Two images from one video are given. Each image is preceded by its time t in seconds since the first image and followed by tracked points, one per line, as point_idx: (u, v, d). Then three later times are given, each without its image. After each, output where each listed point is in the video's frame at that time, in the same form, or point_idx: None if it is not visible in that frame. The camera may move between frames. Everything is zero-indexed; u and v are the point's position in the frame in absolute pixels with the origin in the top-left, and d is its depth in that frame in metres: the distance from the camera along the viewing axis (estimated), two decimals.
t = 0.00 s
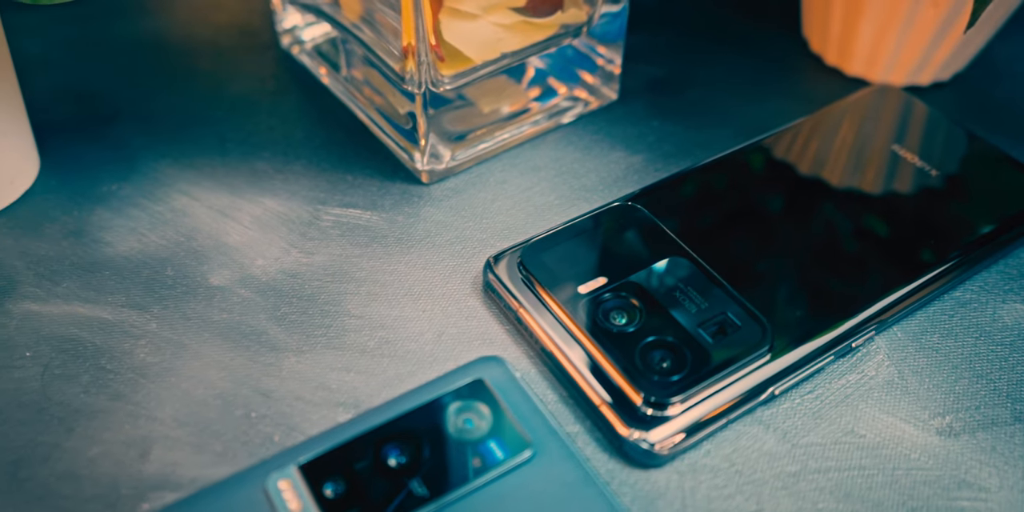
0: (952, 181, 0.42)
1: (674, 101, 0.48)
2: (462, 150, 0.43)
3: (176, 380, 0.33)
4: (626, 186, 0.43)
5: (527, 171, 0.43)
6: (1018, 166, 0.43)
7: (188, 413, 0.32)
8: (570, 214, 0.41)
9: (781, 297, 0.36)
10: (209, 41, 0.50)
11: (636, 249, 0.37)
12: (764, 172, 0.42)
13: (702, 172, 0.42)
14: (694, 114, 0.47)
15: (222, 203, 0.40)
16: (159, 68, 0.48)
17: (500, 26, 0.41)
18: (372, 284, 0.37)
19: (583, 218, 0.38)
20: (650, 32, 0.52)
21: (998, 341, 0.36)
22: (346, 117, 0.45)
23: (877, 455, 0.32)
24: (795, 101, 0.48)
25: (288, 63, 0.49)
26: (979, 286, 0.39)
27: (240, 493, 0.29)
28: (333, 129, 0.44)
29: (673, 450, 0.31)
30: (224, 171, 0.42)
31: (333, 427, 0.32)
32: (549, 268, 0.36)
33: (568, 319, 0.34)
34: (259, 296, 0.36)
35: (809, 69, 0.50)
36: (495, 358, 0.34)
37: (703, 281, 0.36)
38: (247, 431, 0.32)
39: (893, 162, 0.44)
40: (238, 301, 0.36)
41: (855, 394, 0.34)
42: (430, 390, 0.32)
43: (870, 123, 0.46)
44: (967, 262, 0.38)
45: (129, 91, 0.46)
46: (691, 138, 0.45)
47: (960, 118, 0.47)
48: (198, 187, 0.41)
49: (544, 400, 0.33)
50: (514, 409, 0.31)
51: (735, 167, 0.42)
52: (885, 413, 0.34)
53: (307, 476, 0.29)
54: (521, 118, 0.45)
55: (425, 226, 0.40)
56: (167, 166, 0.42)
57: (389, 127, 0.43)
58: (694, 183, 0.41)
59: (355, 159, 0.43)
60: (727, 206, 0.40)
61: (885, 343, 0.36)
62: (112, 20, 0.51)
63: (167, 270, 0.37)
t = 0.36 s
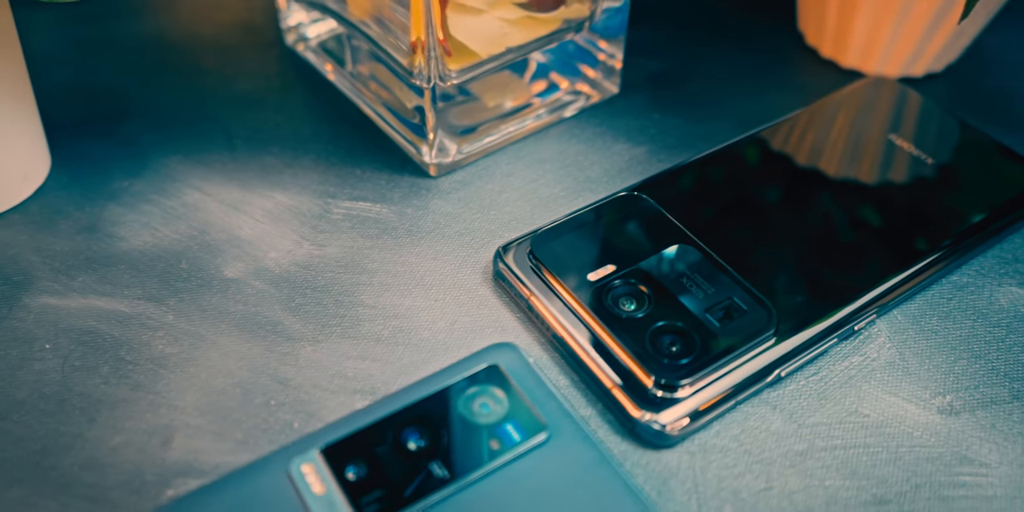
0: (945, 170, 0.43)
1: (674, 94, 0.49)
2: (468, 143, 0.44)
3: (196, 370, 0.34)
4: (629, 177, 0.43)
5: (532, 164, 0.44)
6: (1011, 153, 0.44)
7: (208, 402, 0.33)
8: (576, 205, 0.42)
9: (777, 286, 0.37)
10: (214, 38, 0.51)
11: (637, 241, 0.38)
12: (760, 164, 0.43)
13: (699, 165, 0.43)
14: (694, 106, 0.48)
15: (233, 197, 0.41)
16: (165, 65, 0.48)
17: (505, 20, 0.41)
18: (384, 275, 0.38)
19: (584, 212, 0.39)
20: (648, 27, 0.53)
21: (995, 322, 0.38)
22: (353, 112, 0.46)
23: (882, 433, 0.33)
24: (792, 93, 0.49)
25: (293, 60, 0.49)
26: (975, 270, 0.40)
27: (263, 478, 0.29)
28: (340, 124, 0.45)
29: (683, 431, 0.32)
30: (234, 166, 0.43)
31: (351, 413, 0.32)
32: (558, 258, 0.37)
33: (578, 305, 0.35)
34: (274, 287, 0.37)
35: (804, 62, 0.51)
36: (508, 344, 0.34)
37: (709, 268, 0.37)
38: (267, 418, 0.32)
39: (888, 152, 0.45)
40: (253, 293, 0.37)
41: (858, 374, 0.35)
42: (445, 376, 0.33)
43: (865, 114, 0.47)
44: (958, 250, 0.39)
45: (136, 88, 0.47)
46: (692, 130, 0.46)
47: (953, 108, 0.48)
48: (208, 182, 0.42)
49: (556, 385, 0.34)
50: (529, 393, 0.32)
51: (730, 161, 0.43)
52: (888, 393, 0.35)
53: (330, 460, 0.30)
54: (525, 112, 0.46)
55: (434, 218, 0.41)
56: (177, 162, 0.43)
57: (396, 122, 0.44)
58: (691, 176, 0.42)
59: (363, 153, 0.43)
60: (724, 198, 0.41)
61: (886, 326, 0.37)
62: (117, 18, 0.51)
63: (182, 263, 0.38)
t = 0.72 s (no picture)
0: (937, 159, 0.44)
1: (673, 87, 0.49)
2: (473, 138, 0.44)
3: (213, 361, 0.34)
4: (632, 168, 0.44)
5: (536, 157, 0.45)
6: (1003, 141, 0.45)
7: (227, 392, 0.33)
8: (580, 196, 0.42)
9: (777, 274, 0.37)
10: (218, 36, 0.51)
11: (637, 233, 0.39)
12: (754, 157, 0.44)
13: (695, 157, 0.43)
14: (693, 99, 0.49)
15: (243, 193, 0.41)
16: (170, 64, 0.49)
17: (509, 16, 0.42)
18: (395, 266, 0.38)
19: (584, 205, 0.39)
20: (646, 22, 0.54)
21: (991, 305, 0.39)
22: (358, 107, 0.46)
23: (884, 412, 0.34)
24: (788, 85, 0.50)
25: (297, 57, 0.50)
26: (971, 254, 0.41)
27: (285, 464, 0.30)
28: (346, 120, 0.46)
29: (692, 414, 0.33)
30: (242, 162, 0.43)
31: (368, 401, 0.33)
32: (566, 248, 0.37)
33: (587, 292, 0.36)
34: (287, 280, 0.37)
35: (799, 55, 0.52)
36: (520, 332, 0.35)
37: (714, 255, 0.38)
38: (285, 407, 0.33)
39: (883, 141, 0.46)
40: (266, 285, 0.37)
41: (861, 356, 0.36)
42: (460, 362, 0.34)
43: (859, 105, 0.48)
44: (950, 238, 0.40)
45: (142, 87, 0.47)
46: (691, 122, 0.47)
47: (945, 98, 0.50)
48: (217, 178, 0.42)
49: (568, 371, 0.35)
50: (542, 378, 0.33)
51: (725, 153, 0.44)
52: (890, 374, 0.35)
53: (350, 445, 0.30)
54: (528, 106, 0.46)
55: (442, 211, 0.41)
56: (185, 158, 0.43)
57: (402, 117, 0.45)
58: (688, 168, 0.43)
59: (369, 148, 0.44)
60: (720, 191, 0.42)
61: (886, 309, 0.38)
62: (121, 18, 0.52)
63: (194, 258, 0.38)
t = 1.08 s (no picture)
0: (928, 149, 0.45)
1: (670, 80, 0.50)
2: (476, 132, 0.45)
3: (228, 353, 0.35)
4: (633, 160, 0.45)
5: (538, 150, 0.45)
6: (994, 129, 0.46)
7: (243, 383, 0.34)
8: (583, 187, 0.43)
9: (777, 262, 0.38)
10: (219, 35, 0.51)
11: (636, 225, 0.39)
12: (747, 149, 0.44)
13: (691, 150, 0.44)
14: (690, 91, 0.50)
15: (251, 189, 0.42)
16: (172, 63, 0.49)
17: (510, 11, 0.43)
18: (404, 259, 0.39)
19: (584, 198, 0.40)
20: (642, 17, 0.55)
21: (986, 287, 0.40)
22: (361, 104, 0.47)
23: (886, 392, 0.35)
24: (783, 76, 0.51)
25: (299, 54, 0.50)
26: (965, 239, 0.42)
27: (304, 452, 0.31)
28: (350, 116, 0.46)
29: (700, 397, 0.34)
30: (249, 159, 0.44)
31: (382, 390, 0.33)
32: (573, 237, 0.38)
33: (595, 280, 0.36)
34: (298, 273, 0.38)
35: (793, 48, 0.53)
36: (530, 319, 0.36)
37: (718, 242, 0.39)
38: (301, 397, 0.33)
39: (876, 131, 0.46)
40: (278, 279, 0.38)
41: (862, 338, 0.37)
42: (474, 350, 0.34)
43: (852, 96, 0.49)
44: (941, 227, 0.41)
45: (146, 86, 0.48)
46: (689, 114, 0.48)
47: (936, 88, 0.51)
48: (225, 175, 0.43)
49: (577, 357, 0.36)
50: (553, 363, 0.33)
51: (719, 146, 0.44)
52: (890, 355, 0.36)
53: (368, 432, 0.31)
54: (528, 101, 0.47)
55: (448, 204, 0.42)
56: (192, 156, 0.44)
57: (406, 112, 0.45)
58: (683, 161, 0.43)
59: (374, 143, 0.45)
60: (715, 184, 0.42)
61: (885, 293, 0.39)
62: (122, 18, 0.52)
63: (205, 253, 0.39)
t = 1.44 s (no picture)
0: (918, 139, 0.46)
1: (667, 74, 0.51)
2: (478, 127, 0.46)
3: (242, 346, 0.35)
4: (632, 152, 0.46)
5: (539, 144, 0.46)
6: (984, 118, 0.47)
7: (258, 375, 0.34)
8: (585, 180, 0.44)
9: (776, 250, 0.39)
10: (219, 34, 0.52)
11: (634, 217, 0.40)
12: (740, 142, 0.45)
13: (686, 143, 0.44)
14: (687, 84, 0.50)
15: (257, 185, 0.42)
16: (174, 62, 0.50)
17: (509, 7, 0.44)
18: (411, 252, 0.40)
19: (582, 192, 0.40)
20: (637, 12, 0.55)
21: (980, 270, 0.41)
22: (363, 100, 0.48)
23: (887, 373, 0.36)
24: (777, 69, 0.52)
25: (299, 52, 0.51)
26: (958, 224, 0.43)
27: (322, 440, 0.31)
28: (352, 113, 0.47)
29: (706, 381, 0.34)
30: (254, 156, 0.44)
31: (394, 380, 0.34)
32: (578, 228, 0.38)
33: (601, 269, 0.37)
34: (307, 267, 0.39)
35: (786, 41, 0.54)
36: (538, 308, 0.37)
37: (720, 231, 0.39)
38: (315, 387, 0.34)
39: (869, 122, 0.47)
40: (288, 273, 0.38)
41: (861, 322, 0.38)
42: (484, 338, 0.35)
43: (844, 88, 0.50)
44: (934, 214, 0.42)
45: (149, 86, 0.48)
46: (687, 107, 0.49)
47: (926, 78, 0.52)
48: (231, 172, 0.43)
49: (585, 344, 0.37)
50: (563, 350, 0.34)
51: (713, 140, 0.45)
52: (889, 337, 0.37)
53: (385, 419, 0.32)
54: (528, 97, 0.48)
55: (452, 197, 0.42)
56: (197, 153, 0.44)
57: (409, 108, 0.46)
58: (679, 154, 0.44)
59: (378, 139, 0.45)
60: (710, 176, 0.43)
61: (883, 278, 0.40)
62: (122, 19, 0.52)
63: (215, 249, 0.39)
